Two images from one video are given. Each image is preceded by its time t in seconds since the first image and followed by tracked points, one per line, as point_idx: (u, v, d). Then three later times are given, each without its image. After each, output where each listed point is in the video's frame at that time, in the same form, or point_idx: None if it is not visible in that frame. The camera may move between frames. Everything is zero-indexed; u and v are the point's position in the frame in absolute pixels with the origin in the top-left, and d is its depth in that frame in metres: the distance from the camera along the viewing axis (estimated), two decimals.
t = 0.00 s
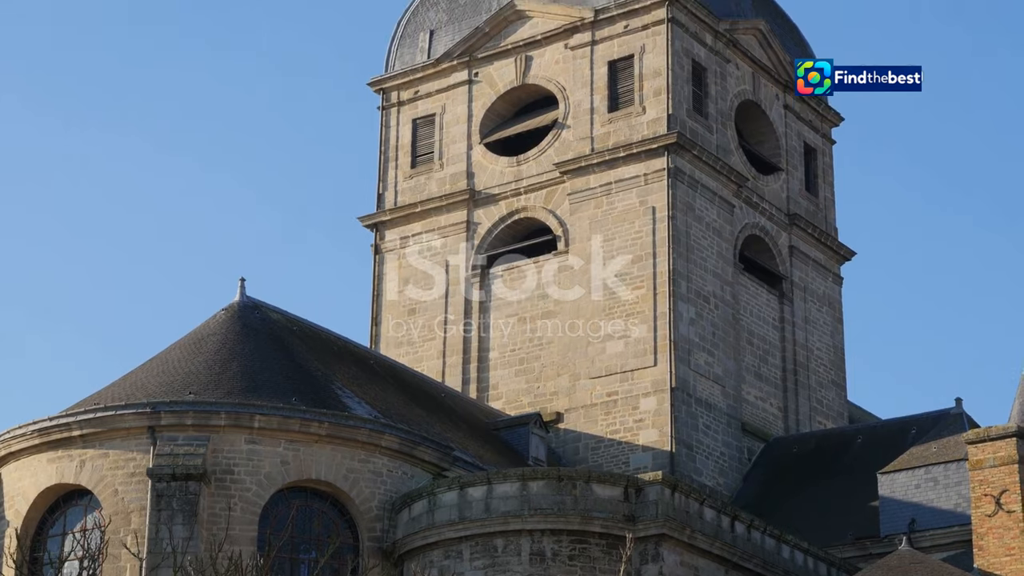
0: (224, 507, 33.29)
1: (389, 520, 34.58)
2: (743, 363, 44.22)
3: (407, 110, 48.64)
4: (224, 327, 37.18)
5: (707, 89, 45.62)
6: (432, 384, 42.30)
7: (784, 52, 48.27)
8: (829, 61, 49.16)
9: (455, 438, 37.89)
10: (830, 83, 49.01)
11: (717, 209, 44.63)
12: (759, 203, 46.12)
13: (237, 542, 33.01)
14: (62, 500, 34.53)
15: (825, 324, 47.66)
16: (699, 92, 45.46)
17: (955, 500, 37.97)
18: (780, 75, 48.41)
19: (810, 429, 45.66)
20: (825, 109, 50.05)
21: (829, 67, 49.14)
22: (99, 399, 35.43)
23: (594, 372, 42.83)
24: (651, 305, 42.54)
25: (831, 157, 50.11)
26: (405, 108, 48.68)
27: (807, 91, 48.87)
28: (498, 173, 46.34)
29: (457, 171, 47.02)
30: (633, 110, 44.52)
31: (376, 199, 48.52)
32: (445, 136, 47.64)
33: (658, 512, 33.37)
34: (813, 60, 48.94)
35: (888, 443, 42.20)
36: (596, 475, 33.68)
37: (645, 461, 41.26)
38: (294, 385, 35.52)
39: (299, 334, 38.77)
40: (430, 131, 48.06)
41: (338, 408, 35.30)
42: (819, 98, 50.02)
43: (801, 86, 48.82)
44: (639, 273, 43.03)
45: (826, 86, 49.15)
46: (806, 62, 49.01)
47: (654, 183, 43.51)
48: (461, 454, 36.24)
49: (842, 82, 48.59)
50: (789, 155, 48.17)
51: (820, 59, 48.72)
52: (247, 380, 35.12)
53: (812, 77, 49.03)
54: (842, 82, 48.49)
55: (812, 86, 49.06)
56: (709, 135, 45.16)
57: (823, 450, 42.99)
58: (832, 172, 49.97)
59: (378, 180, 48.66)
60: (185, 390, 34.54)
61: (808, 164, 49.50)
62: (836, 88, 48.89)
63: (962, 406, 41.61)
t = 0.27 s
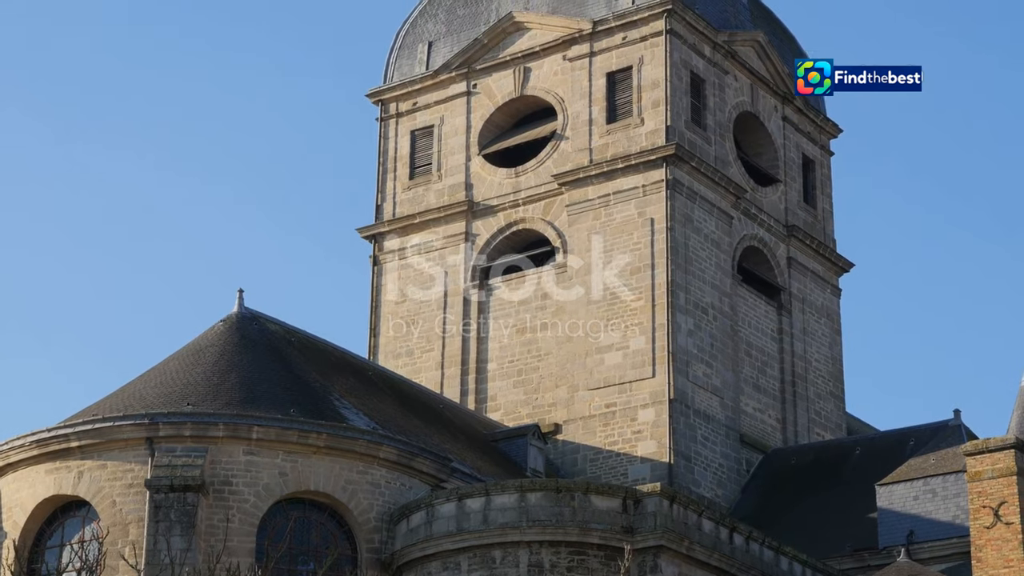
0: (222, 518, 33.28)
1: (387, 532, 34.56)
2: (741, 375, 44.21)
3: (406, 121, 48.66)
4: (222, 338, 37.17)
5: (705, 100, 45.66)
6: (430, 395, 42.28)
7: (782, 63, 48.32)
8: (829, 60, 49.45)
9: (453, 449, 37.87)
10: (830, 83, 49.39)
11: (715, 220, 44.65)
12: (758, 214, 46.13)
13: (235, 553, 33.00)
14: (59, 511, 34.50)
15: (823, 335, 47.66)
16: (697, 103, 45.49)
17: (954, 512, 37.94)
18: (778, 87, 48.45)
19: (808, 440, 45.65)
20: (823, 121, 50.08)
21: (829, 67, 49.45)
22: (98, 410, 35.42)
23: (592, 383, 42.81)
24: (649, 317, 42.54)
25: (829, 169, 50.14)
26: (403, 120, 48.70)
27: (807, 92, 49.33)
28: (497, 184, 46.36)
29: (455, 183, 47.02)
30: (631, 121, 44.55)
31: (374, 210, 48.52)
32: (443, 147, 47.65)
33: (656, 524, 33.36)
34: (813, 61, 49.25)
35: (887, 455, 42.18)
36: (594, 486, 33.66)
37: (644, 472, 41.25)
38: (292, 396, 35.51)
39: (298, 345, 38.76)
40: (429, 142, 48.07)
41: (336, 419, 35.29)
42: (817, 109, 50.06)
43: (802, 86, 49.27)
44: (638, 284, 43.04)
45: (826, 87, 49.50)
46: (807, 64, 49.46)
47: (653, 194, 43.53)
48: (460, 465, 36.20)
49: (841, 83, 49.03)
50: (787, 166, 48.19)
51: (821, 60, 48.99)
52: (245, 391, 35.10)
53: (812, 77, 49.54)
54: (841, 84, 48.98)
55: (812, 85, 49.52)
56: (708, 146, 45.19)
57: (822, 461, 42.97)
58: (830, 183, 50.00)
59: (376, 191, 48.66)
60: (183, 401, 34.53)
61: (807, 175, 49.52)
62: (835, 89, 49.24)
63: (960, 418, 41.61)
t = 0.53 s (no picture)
0: (220, 529, 33.26)
1: (385, 542, 34.54)
2: (739, 386, 44.20)
3: (404, 132, 48.67)
4: (220, 349, 37.14)
5: (703, 111, 45.68)
6: (428, 405, 42.27)
7: (780, 74, 48.36)
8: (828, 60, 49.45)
9: (452, 460, 37.85)
10: (829, 83, 49.28)
11: (713, 231, 44.65)
12: (756, 225, 46.14)
13: (234, 564, 32.99)
14: (57, 521, 34.48)
15: (822, 345, 47.66)
16: (695, 114, 45.52)
17: (952, 523, 37.93)
18: (776, 98, 48.47)
19: (806, 451, 45.64)
20: (821, 132, 50.11)
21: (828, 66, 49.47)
22: (96, 420, 35.40)
23: (590, 394, 42.80)
24: (647, 327, 42.54)
25: (827, 179, 50.16)
26: (402, 130, 48.71)
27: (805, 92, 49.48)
28: (495, 195, 46.37)
29: (453, 193, 47.03)
30: (630, 131, 44.57)
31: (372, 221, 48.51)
32: (441, 158, 47.66)
33: (654, 535, 33.34)
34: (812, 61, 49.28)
35: (885, 465, 42.15)
36: (592, 497, 33.63)
37: (642, 483, 41.26)
38: (290, 406, 35.49)
39: (296, 355, 38.74)
40: (427, 153, 48.07)
41: (334, 429, 35.27)
42: (815, 120, 50.09)
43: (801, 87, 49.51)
44: (636, 295, 43.05)
45: (827, 86, 49.60)
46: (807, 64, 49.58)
47: (651, 205, 43.56)
48: (457, 475, 36.18)
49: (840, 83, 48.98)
50: (785, 177, 48.21)
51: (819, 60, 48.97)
52: (243, 402, 35.09)
53: (812, 77, 49.56)
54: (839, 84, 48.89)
55: (812, 85, 49.62)
56: (706, 157, 45.21)
57: (820, 472, 42.94)
58: (828, 194, 50.02)
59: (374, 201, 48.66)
60: (181, 412, 34.51)
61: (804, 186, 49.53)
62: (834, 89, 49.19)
63: (958, 429, 41.59)
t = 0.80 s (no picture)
0: (219, 540, 33.26)
1: (384, 553, 34.50)
2: (738, 396, 44.19)
3: (403, 142, 48.69)
4: (219, 359, 37.13)
5: (702, 121, 45.71)
6: (426, 416, 42.26)
7: (779, 85, 48.39)
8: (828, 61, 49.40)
9: (450, 471, 37.83)
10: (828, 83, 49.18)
11: (712, 242, 44.66)
12: (755, 235, 46.15)
13: None
14: (56, 532, 34.46)
15: (821, 356, 47.66)
16: (694, 124, 45.54)
17: (951, 533, 37.89)
18: (775, 108, 48.49)
19: (805, 462, 45.63)
20: (820, 142, 50.13)
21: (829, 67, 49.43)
22: (94, 431, 35.39)
23: (589, 404, 42.79)
24: (646, 338, 42.54)
25: (826, 190, 50.17)
26: (400, 141, 48.73)
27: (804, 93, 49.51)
28: (494, 206, 46.37)
29: (452, 204, 47.03)
30: (628, 142, 44.59)
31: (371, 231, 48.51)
32: (440, 169, 47.67)
33: (654, 546, 33.35)
34: (810, 61, 49.22)
35: (884, 476, 42.11)
36: (592, 508, 33.61)
37: (641, 493, 41.24)
38: (289, 417, 35.47)
39: (295, 366, 38.73)
40: (426, 164, 48.08)
41: (333, 440, 35.25)
42: (814, 130, 50.12)
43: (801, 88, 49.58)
44: (635, 305, 43.06)
45: (827, 87, 49.55)
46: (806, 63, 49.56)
47: (650, 216, 43.57)
48: (456, 486, 36.16)
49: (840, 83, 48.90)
50: (784, 187, 48.22)
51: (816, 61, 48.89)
52: (242, 412, 35.07)
53: (812, 77, 49.48)
54: (838, 84, 48.80)
55: (812, 85, 49.62)
56: (705, 168, 45.23)
57: (819, 483, 42.91)
58: (827, 204, 50.03)
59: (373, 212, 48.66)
60: (180, 422, 34.50)
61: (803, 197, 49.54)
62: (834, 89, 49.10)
63: (957, 440, 41.59)
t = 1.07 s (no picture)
0: (218, 550, 33.25)
1: (384, 563, 34.43)
2: (737, 407, 44.17)
3: (402, 152, 48.71)
4: (218, 369, 37.13)
5: (702, 131, 45.73)
6: (426, 426, 42.25)
7: (778, 95, 48.42)
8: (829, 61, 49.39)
9: (450, 481, 37.83)
10: (828, 83, 49.14)
11: (712, 252, 44.67)
12: (754, 245, 46.15)
13: None
14: (55, 542, 34.44)
15: (820, 366, 47.65)
16: (693, 135, 45.56)
17: (951, 544, 37.86)
18: (774, 118, 48.52)
19: (804, 472, 45.61)
20: (819, 153, 50.16)
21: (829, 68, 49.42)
22: (94, 440, 35.38)
23: (589, 414, 42.79)
24: (646, 348, 42.54)
25: (825, 200, 50.19)
26: (400, 151, 48.75)
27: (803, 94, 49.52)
28: (493, 216, 46.37)
29: (451, 214, 47.03)
30: (628, 152, 44.61)
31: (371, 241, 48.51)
32: (439, 179, 47.69)
33: (653, 556, 33.36)
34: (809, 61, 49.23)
35: (883, 486, 42.08)
36: (591, 518, 33.60)
37: (640, 503, 41.23)
38: (288, 427, 35.46)
39: (294, 375, 38.73)
40: (426, 174, 48.09)
41: (332, 450, 35.24)
42: (813, 141, 50.14)
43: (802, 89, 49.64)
44: (634, 315, 43.06)
45: (828, 87, 49.54)
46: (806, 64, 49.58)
47: (649, 226, 43.58)
48: (456, 496, 36.13)
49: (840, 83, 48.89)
50: (783, 198, 48.24)
51: (815, 61, 48.86)
52: (241, 422, 35.06)
53: (812, 77, 49.46)
54: (838, 85, 48.76)
55: (812, 85, 49.61)
56: (704, 178, 45.25)
57: (818, 493, 42.88)
58: (826, 215, 50.05)
59: (373, 222, 48.67)
60: (179, 432, 34.50)
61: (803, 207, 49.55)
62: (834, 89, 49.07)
63: (957, 450, 41.58)
